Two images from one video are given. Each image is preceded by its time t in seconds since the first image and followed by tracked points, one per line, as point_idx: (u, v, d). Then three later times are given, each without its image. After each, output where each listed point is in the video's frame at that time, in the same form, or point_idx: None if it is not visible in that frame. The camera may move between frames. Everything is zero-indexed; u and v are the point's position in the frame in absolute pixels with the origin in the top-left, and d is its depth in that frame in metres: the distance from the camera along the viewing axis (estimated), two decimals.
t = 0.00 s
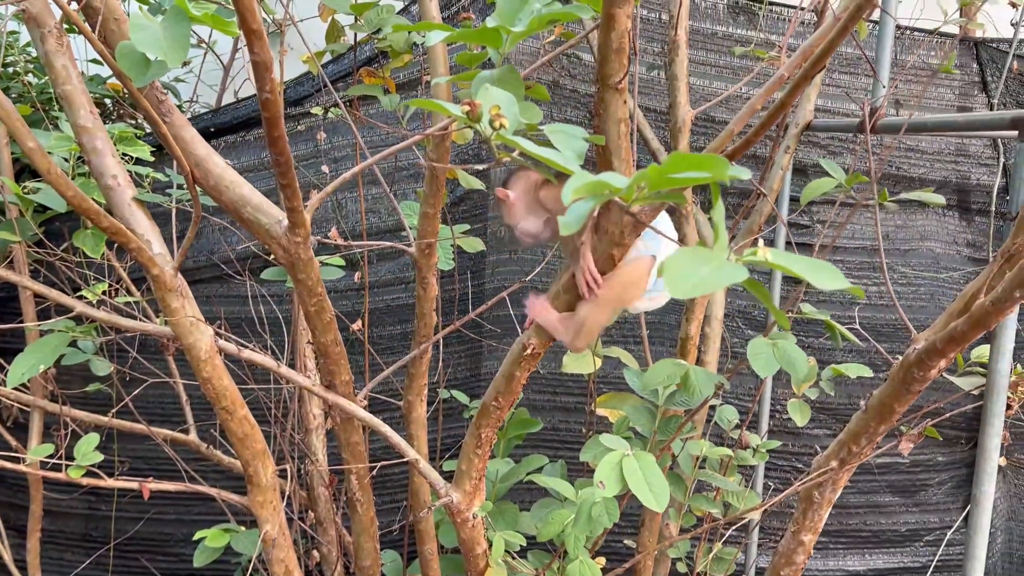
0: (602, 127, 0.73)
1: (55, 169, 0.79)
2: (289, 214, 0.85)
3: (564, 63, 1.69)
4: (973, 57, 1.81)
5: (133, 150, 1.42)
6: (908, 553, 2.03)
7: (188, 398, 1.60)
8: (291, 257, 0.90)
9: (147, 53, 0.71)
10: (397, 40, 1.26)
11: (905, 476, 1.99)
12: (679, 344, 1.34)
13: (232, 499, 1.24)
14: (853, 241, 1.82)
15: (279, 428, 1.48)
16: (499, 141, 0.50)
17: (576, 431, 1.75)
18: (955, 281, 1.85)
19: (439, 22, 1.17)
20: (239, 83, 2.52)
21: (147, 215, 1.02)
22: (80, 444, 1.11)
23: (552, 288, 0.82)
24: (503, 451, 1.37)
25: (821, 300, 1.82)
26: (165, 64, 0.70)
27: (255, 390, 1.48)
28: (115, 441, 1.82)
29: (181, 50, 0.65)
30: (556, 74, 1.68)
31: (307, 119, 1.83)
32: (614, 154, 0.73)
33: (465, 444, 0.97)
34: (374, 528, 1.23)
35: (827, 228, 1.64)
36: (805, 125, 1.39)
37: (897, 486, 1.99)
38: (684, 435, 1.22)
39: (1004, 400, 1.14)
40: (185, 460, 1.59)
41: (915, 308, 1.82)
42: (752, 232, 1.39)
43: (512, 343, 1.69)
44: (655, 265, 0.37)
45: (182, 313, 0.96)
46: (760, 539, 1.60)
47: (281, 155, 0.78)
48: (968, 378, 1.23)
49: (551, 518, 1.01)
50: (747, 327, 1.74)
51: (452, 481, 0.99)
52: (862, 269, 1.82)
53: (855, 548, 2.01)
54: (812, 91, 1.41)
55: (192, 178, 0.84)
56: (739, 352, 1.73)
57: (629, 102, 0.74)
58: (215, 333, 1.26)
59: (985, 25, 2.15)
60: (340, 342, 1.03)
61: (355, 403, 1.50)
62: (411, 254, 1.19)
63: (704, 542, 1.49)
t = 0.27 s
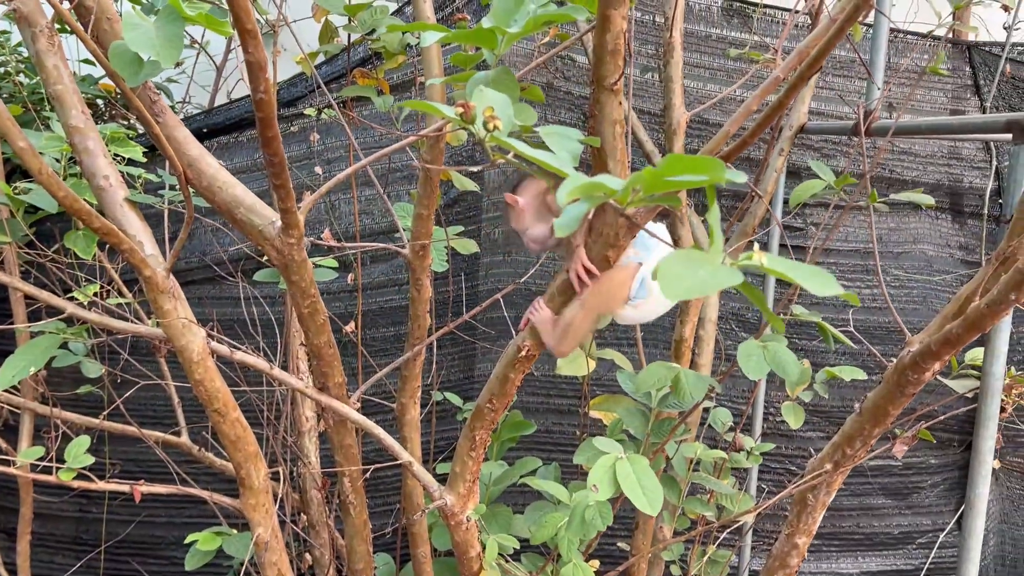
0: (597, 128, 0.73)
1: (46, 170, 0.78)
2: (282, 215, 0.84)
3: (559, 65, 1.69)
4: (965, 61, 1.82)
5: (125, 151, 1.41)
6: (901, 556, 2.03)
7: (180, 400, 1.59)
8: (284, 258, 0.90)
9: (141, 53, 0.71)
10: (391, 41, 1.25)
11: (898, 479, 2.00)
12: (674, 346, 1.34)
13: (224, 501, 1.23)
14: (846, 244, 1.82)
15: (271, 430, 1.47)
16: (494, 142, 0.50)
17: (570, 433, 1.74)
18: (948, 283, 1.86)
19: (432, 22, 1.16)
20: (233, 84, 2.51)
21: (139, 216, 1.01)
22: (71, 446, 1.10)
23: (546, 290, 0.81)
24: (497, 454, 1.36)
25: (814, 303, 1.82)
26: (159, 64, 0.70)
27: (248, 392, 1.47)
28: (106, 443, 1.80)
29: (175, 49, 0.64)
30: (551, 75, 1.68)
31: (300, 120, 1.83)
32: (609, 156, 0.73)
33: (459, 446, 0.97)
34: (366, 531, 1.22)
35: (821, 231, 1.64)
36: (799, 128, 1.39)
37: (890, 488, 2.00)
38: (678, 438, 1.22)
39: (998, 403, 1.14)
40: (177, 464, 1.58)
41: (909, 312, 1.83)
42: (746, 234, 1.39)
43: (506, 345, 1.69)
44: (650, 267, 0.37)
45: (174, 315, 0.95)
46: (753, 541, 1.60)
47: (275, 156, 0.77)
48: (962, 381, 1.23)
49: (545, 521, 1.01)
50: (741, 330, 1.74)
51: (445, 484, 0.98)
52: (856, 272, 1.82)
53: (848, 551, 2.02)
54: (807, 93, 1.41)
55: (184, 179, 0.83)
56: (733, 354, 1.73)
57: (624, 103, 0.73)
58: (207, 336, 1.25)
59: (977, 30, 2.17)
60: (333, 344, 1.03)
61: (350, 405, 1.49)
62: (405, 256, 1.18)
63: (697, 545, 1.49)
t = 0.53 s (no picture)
0: (592, 127, 0.73)
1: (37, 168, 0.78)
2: (275, 214, 0.84)
3: (553, 65, 1.69)
4: (958, 62, 1.83)
5: (117, 150, 1.40)
6: (894, 556, 2.04)
7: (172, 400, 1.58)
8: (277, 257, 0.89)
9: (132, 50, 0.71)
10: (385, 40, 1.25)
11: (891, 479, 2.00)
12: (668, 346, 1.34)
13: (217, 502, 1.23)
14: (840, 244, 1.83)
15: (264, 431, 1.46)
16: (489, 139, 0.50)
17: (564, 433, 1.74)
18: (941, 284, 1.87)
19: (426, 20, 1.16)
20: (226, 83, 2.50)
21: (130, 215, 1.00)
22: (61, 447, 1.09)
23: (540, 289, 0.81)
24: (491, 454, 1.35)
25: (808, 303, 1.83)
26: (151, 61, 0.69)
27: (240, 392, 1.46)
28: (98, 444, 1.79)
29: (166, 46, 0.64)
30: (545, 75, 1.68)
31: (293, 119, 1.82)
32: (604, 154, 0.73)
33: (453, 446, 0.97)
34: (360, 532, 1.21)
35: (814, 231, 1.65)
36: (793, 128, 1.39)
37: (882, 489, 2.01)
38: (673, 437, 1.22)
39: (991, 402, 1.14)
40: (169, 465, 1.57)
41: (903, 312, 1.83)
42: (741, 233, 1.39)
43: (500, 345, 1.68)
44: (647, 265, 0.37)
45: (166, 314, 0.95)
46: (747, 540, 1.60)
47: (268, 154, 0.77)
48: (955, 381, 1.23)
49: (540, 521, 1.01)
50: (735, 330, 1.75)
51: (439, 484, 0.98)
52: (849, 272, 1.83)
53: (841, 551, 2.02)
54: (800, 94, 1.42)
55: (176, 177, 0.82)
56: (727, 354, 1.73)
57: (619, 102, 0.73)
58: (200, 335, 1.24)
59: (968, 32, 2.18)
60: (326, 343, 1.02)
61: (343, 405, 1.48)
62: (398, 255, 1.18)
63: (691, 545, 1.49)
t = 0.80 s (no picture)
0: (584, 125, 0.73)
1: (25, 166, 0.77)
2: (266, 212, 0.83)
3: (544, 64, 1.69)
4: (948, 62, 1.85)
5: (107, 148, 1.39)
6: (884, 554, 2.04)
7: (163, 400, 1.57)
8: (268, 255, 0.89)
9: (121, 46, 0.70)
10: (376, 39, 1.25)
11: (882, 478, 2.01)
12: (659, 345, 1.34)
13: (207, 502, 1.22)
14: (831, 244, 1.84)
15: (255, 430, 1.45)
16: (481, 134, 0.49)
17: (556, 433, 1.74)
18: (931, 283, 1.88)
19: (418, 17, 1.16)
20: (217, 82, 2.49)
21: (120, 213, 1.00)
22: (50, 447, 1.08)
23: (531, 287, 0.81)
24: (483, 453, 1.35)
25: (799, 302, 1.83)
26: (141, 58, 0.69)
27: (231, 392, 1.45)
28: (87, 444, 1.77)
29: (155, 42, 0.63)
30: (537, 74, 1.68)
31: (284, 119, 1.81)
32: (595, 152, 0.73)
33: (445, 445, 0.96)
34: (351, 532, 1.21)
35: (805, 231, 1.66)
36: (784, 128, 1.40)
37: (874, 488, 2.01)
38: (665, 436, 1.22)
39: (980, 399, 1.14)
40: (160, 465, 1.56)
41: (894, 311, 1.84)
42: (733, 232, 1.39)
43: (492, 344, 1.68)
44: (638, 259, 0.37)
45: (156, 313, 0.94)
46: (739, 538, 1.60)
47: (259, 151, 0.76)
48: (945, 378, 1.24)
49: (531, 519, 1.01)
50: (726, 330, 1.75)
51: (430, 482, 0.98)
52: (840, 271, 1.84)
53: (833, 550, 2.03)
54: (791, 93, 1.42)
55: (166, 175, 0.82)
56: (718, 353, 1.74)
57: (610, 100, 0.73)
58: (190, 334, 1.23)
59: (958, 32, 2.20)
60: (317, 342, 1.02)
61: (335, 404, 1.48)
62: (389, 254, 1.18)
63: (683, 544, 1.49)
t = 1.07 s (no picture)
0: (568, 119, 0.73)
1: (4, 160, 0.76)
2: (249, 206, 0.83)
3: (532, 61, 1.68)
4: (935, 60, 1.86)
5: (91, 144, 1.38)
6: (871, 550, 2.06)
7: (148, 397, 1.56)
8: (252, 250, 0.88)
9: (100, 39, 0.69)
10: (362, 35, 1.24)
11: (869, 474, 2.02)
12: (647, 341, 1.35)
13: (193, 499, 1.21)
14: (819, 241, 1.84)
15: (242, 427, 1.44)
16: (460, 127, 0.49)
17: (545, 430, 1.74)
18: (918, 280, 1.89)
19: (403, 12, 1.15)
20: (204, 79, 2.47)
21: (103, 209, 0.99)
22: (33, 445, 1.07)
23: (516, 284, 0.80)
24: (470, 450, 1.35)
25: (786, 299, 1.84)
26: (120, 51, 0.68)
27: (217, 389, 1.45)
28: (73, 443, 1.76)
29: (136, 34, 0.63)
30: (525, 70, 1.68)
31: (271, 115, 1.80)
32: (579, 147, 0.73)
33: (430, 441, 0.96)
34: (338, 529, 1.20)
35: (792, 228, 1.66)
36: (771, 124, 1.40)
37: (861, 484, 2.02)
38: (652, 432, 1.22)
39: (964, 395, 1.15)
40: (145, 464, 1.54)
41: (880, 308, 1.85)
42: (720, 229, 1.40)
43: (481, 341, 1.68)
44: (616, 251, 0.36)
45: (140, 309, 0.93)
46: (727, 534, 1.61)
47: (241, 145, 0.75)
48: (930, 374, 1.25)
49: (517, 515, 1.00)
50: (714, 327, 1.76)
51: (416, 479, 0.97)
52: (828, 268, 1.85)
53: (821, 546, 2.04)
54: (777, 90, 1.43)
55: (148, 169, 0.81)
56: (706, 350, 1.74)
57: (594, 94, 0.73)
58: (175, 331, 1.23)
59: (945, 30, 2.21)
60: (302, 338, 1.01)
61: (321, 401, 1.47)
62: (376, 250, 1.17)
63: (671, 540, 1.50)
